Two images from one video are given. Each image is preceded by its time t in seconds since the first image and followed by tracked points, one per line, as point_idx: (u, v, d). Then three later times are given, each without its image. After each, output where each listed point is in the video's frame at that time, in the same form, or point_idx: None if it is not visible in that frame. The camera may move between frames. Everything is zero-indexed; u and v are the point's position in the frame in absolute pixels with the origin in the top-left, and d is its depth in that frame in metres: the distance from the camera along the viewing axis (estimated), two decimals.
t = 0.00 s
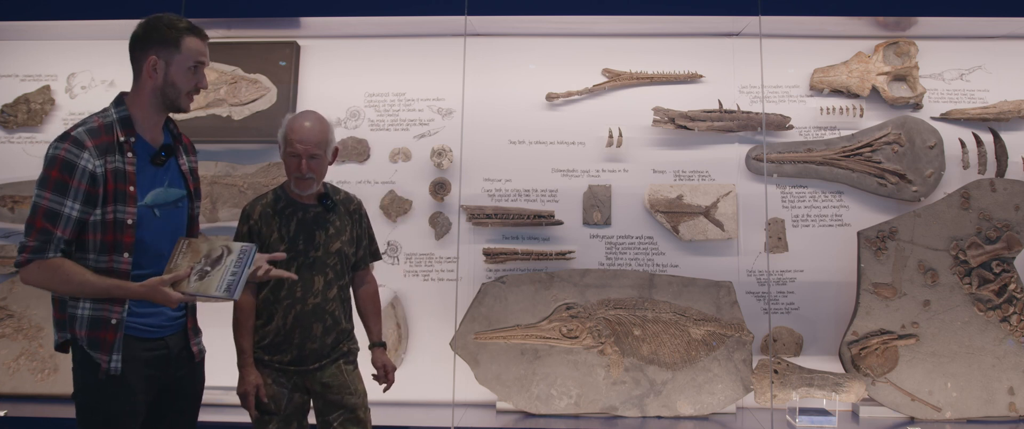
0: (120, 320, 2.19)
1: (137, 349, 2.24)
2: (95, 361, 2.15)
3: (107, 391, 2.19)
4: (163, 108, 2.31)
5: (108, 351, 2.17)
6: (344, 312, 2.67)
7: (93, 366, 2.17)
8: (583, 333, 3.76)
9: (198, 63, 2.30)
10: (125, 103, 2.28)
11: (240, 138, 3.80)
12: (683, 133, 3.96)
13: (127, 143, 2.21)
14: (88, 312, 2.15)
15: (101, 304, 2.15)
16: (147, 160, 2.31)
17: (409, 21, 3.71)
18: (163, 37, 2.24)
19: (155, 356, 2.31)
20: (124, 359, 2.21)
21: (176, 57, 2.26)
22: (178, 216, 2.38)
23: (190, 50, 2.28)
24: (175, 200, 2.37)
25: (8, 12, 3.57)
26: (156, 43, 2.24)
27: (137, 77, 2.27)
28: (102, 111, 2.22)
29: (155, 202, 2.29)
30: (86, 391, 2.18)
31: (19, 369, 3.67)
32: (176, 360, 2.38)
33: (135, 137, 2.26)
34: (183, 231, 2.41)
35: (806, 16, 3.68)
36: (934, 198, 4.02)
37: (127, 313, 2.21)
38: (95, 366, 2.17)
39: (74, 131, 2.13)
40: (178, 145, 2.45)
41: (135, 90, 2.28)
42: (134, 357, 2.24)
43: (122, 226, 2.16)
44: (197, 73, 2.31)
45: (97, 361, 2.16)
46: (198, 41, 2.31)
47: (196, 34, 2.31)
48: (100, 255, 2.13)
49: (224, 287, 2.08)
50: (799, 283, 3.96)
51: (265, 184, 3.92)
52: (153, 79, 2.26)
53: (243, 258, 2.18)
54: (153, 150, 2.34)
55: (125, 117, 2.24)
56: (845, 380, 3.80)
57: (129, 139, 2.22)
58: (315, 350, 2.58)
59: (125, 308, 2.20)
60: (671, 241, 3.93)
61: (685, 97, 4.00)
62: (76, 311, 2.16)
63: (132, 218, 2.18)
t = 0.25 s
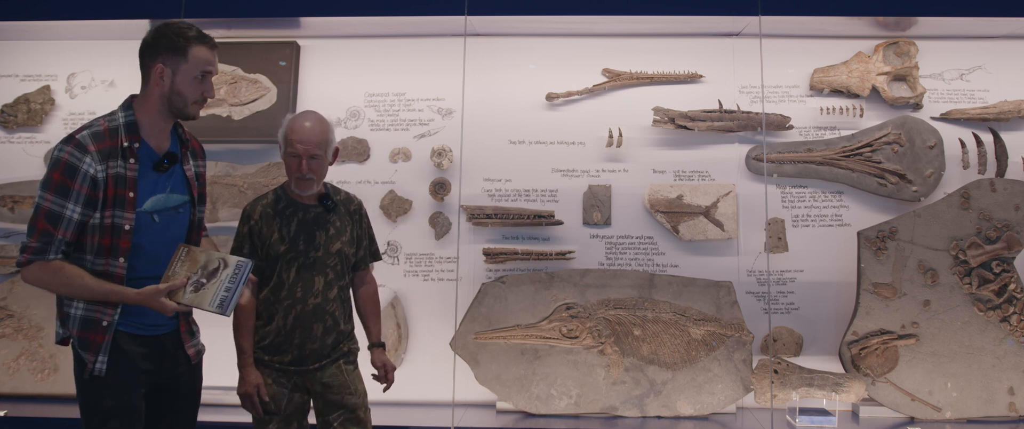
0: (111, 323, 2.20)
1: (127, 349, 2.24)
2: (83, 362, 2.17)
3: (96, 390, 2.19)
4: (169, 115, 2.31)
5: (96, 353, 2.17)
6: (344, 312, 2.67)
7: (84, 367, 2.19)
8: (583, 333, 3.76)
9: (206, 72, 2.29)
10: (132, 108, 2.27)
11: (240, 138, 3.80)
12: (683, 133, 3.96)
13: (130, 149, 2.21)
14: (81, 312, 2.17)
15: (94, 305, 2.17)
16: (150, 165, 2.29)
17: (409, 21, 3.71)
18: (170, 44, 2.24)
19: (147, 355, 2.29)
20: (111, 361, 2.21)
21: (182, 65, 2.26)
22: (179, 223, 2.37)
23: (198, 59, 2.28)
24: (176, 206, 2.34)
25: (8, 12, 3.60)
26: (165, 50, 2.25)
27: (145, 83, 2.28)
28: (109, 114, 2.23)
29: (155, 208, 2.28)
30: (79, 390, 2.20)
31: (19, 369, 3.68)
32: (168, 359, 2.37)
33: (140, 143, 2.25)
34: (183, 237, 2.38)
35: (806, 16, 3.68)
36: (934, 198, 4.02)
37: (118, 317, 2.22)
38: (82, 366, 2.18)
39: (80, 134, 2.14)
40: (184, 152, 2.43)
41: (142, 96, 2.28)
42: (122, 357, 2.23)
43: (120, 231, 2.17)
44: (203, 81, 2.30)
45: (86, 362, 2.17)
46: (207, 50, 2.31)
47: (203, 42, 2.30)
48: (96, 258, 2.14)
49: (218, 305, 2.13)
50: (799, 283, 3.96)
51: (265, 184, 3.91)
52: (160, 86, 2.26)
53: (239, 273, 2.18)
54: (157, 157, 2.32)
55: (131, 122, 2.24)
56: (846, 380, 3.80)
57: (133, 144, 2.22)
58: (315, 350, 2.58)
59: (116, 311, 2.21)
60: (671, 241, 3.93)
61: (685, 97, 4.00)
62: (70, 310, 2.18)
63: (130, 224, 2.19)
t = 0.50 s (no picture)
0: (109, 321, 2.19)
1: (123, 350, 2.25)
2: (77, 362, 2.15)
3: (93, 390, 2.18)
4: (173, 112, 2.33)
5: (93, 352, 2.17)
6: (343, 312, 2.67)
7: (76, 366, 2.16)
8: (583, 333, 3.76)
9: (213, 71, 2.31)
10: (135, 104, 2.28)
11: (240, 138, 3.79)
12: (683, 133, 3.96)
13: (134, 146, 2.21)
14: (76, 310, 2.15)
15: (91, 304, 2.15)
16: (150, 164, 2.31)
17: (409, 21, 3.71)
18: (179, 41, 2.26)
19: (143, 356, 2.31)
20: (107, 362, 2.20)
21: (192, 62, 2.28)
22: (175, 222, 2.38)
23: (206, 58, 2.30)
24: (174, 205, 2.36)
25: (8, 12, 3.61)
26: (173, 48, 2.26)
27: (149, 79, 2.28)
28: (111, 111, 2.22)
29: (154, 207, 2.29)
30: (72, 388, 2.17)
31: (19, 369, 3.68)
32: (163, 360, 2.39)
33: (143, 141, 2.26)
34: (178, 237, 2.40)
35: (806, 16, 3.69)
36: (934, 198, 4.03)
37: (116, 315, 2.22)
38: (78, 366, 2.16)
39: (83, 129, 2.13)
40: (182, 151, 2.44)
41: (147, 92, 2.30)
42: (121, 359, 2.24)
43: (122, 229, 2.16)
44: (211, 81, 2.32)
45: (80, 362, 2.15)
46: (214, 49, 2.32)
47: (212, 41, 2.32)
48: (95, 255, 2.12)
49: (224, 307, 2.19)
50: (799, 283, 3.96)
51: (265, 184, 3.93)
52: (166, 84, 2.27)
53: (243, 275, 2.23)
54: (158, 155, 2.34)
55: (134, 118, 2.24)
56: (846, 380, 3.80)
57: (137, 142, 2.22)
58: (315, 350, 2.58)
59: (114, 310, 2.20)
60: (671, 241, 3.93)
61: (685, 97, 4.00)
62: (64, 308, 2.16)
63: (132, 221, 2.18)
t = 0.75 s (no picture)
0: (107, 322, 2.18)
1: (121, 351, 2.25)
2: (74, 364, 2.12)
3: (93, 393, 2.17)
4: (172, 111, 2.32)
5: (92, 354, 2.15)
6: (343, 312, 2.67)
7: (71, 368, 2.13)
8: (583, 333, 3.76)
9: (216, 72, 2.32)
10: (134, 102, 2.27)
11: (240, 138, 3.80)
12: (683, 133, 3.96)
13: (135, 143, 2.21)
14: (71, 311, 2.12)
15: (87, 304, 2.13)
16: (147, 163, 2.32)
17: (409, 21, 3.71)
18: (182, 40, 2.25)
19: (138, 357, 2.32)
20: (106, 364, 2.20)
21: (193, 62, 2.27)
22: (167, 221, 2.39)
23: (210, 59, 2.30)
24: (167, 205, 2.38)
25: (8, 12, 3.61)
26: (177, 46, 2.25)
27: (150, 76, 2.27)
28: (110, 107, 2.21)
29: (150, 206, 2.30)
30: (65, 391, 2.13)
31: (19, 369, 3.68)
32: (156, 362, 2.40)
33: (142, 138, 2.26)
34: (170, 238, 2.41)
35: (806, 16, 3.69)
36: (934, 198, 4.02)
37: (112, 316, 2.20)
38: (75, 369, 2.13)
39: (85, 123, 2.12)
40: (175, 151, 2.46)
41: (146, 89, 2.28)
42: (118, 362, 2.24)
43: (121, 227, 2.16)
44: (212, 81, 2.33)
45: (77, 364, 2.13)
46: (216, 50, 2.33)
47: (214, 40, 2.32)
48: (92, 253, 2.11)
49: (230, 304, 2.23)
50: (799, 283, 3.96)
51: (265, 184, 3.92)
52: (169, 83, 2.26)
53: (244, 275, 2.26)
54: (154, 155, 2.35)
55: (134, 115, 2.24)
56: (846, 380, 3.80)
57: (137, 140, 2.23)
58: (316, 350, 2.57)
59: (111, 310, 2.19)
60: (671, 242, 3.93)
61: (685, 97, 4.00)
62: (56, 309, 2.12)
63: (132, 219, 2.19)
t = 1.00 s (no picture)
0: (114, 322, 2.15)
1: (127, 354, 2.24)
2: (82, 365, 2.10)
3: (102, 395, 2.16)
4: (163, 106, 2.31)
5: (103, 354, 2.13)
6: (343, 311, 2.67)
7: (80, 369, 2.11)
8: (583, 333, 3.76)
9: (206, 66, 2.33)
10: (124, 99, 2.25)
11: (240, 138, 3.83)
12: (684, 133, 3.96)
13: (129, 139, 2.21)
14: (77, 312, 2.10)
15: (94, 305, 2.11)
16: (139, 159, 2.32)
17: (409, 21, 3.71)
18: (171, 36, 2.24)
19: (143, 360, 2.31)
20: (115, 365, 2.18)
21: (185, 57, 2.27)
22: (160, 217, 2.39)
23: (199, 54, 2.31)
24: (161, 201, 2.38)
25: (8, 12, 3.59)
26: (167, 42, 2.24)
27: (140, 73, 2.25)
28: (100, 105, 2.19)
29: (145, 202, 2.29)
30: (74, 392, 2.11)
31: (19, 369, 3.68)
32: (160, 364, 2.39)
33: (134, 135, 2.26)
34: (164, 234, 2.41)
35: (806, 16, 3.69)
36: (934, 198, 4.02)
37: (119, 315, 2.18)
38: (85, 370, 2.12)
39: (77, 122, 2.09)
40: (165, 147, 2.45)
41: (135, 86, 2.26)
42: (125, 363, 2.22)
43: (122, 224, 2.15)
44: (203, 75, 2.33)
45: (86, 365, 2.11)
46: (205, 44, 2.34)
47: (201, 34, 2.32)
48: (95, 252, 2.10)
49: (244, 299, 2.20)
50: (799, 283, 3.96)
51: (266, 185, 3.89)
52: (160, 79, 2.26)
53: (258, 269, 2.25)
54: (146, 151, 2.36)
55: (126, 112, 2.23)
56: (846, 380, 3.80)
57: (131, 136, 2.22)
58: (316, 350, 2.58)
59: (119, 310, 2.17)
60: (671, 242, 3.93)
61: (685, 97, 4.00)
62: (61, 311, 2.09)
63: (132, 216, 2.18)
